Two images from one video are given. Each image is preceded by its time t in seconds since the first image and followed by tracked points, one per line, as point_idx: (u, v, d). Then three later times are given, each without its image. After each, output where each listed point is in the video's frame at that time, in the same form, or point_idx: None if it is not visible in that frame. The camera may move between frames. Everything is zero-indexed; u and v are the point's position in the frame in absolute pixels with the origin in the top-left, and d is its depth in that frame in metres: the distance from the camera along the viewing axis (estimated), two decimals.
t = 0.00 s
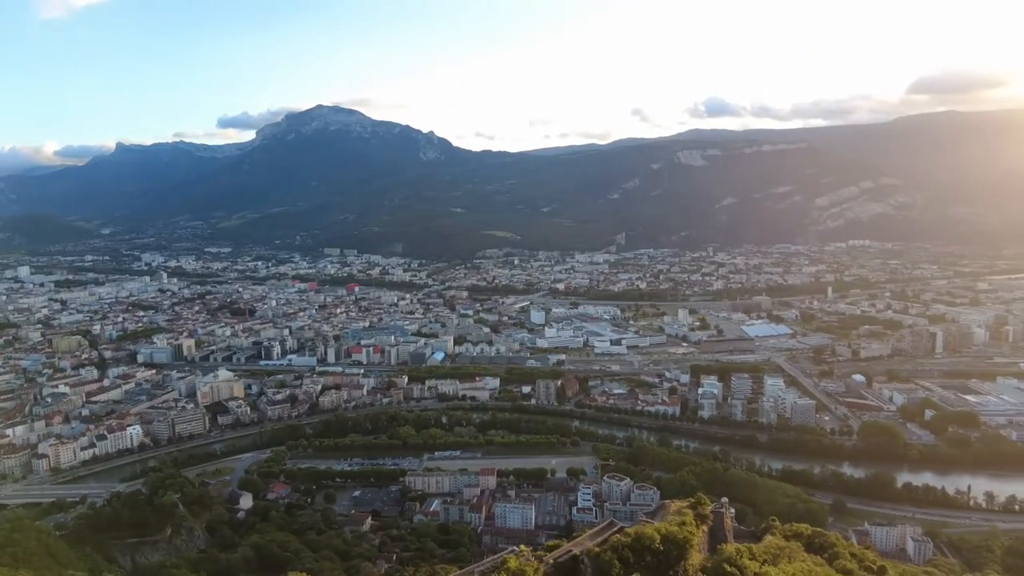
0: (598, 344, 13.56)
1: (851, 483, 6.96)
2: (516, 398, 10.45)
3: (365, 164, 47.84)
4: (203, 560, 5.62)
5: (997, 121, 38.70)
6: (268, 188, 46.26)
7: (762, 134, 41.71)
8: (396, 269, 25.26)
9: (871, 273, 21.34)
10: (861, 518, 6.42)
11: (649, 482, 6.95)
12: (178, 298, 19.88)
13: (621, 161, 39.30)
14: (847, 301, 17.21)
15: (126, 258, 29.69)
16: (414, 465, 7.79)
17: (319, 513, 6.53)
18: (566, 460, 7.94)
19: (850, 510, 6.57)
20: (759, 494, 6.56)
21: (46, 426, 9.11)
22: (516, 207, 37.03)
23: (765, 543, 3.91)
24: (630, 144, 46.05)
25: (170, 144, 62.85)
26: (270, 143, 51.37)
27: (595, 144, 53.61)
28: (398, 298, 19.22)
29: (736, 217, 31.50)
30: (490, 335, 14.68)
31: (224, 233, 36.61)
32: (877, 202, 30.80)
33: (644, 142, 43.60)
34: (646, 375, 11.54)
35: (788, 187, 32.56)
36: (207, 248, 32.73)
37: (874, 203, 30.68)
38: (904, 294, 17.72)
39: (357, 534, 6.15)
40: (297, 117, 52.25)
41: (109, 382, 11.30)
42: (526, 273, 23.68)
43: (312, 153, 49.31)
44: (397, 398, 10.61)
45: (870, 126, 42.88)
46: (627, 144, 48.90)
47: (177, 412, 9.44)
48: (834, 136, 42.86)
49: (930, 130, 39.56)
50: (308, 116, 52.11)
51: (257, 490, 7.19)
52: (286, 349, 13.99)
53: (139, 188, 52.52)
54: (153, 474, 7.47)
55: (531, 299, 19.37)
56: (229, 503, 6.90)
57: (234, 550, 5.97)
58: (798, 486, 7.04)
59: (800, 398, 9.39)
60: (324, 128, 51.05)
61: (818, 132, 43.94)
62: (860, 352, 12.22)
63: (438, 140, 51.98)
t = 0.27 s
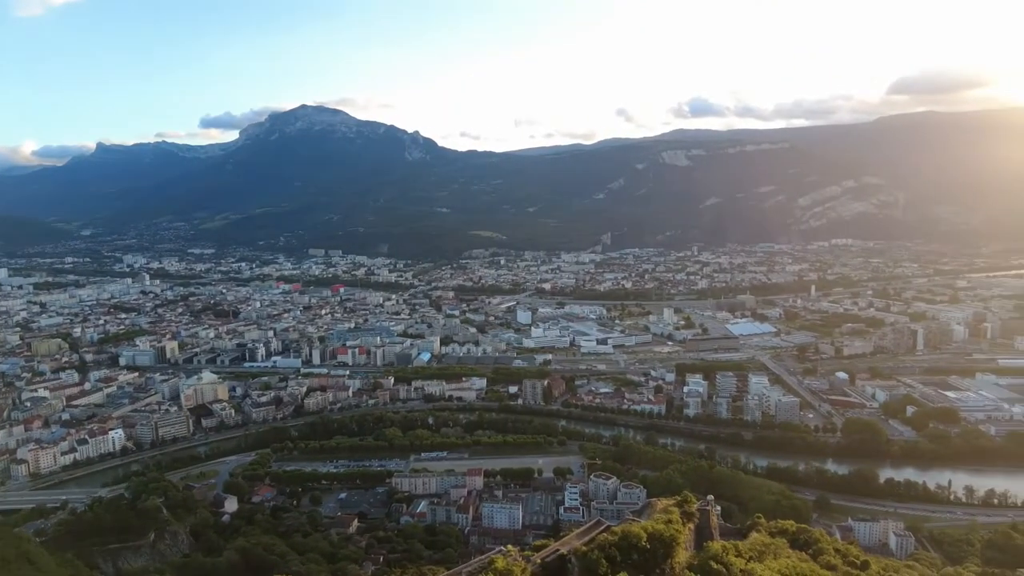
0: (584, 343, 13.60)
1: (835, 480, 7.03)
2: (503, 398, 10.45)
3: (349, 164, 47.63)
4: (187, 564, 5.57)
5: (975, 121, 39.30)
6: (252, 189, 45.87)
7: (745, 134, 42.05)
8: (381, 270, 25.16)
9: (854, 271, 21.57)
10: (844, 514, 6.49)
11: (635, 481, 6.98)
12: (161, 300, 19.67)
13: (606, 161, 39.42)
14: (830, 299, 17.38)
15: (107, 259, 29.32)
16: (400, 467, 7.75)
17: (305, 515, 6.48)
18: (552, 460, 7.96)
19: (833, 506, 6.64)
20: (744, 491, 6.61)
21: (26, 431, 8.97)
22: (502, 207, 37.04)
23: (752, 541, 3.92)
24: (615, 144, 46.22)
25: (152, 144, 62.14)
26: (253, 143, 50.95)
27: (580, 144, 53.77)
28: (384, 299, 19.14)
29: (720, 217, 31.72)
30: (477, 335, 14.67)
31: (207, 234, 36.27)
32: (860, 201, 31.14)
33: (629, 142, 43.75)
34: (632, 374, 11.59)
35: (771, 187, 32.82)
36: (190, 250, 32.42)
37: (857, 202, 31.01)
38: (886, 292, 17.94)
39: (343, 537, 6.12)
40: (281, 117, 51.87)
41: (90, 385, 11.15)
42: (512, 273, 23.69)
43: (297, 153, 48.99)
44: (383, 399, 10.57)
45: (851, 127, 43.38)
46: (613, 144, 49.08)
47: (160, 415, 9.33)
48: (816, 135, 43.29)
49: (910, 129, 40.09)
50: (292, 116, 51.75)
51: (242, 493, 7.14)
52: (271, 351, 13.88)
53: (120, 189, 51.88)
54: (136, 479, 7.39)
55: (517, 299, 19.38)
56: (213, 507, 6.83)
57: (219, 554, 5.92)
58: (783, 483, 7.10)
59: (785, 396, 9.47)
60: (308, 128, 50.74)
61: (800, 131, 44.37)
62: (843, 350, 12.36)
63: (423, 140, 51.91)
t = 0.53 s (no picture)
0: (569, 343, 13.64)
1: (817, 476, 7.11)
2: (488, 398, 10.44)
3: (332, 164, 47.35)
4: (169, 570, 5.51)
5: (952, 121, 39.94)
6: (233, 190, 45.45)
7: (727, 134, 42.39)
8: (365, 271, 25.05)
9: (834, 270, 21.84)
10: (826, 509, 6.57)
11: (620, 479, 7.01)
12: (141, 302, 19.42)
13: (590, 161, 39.55)
14: (811, 297, 17.59)
15: (85, 262, 28.88)
16: (385, 469, 7.71)
17: (290, 518, 6.43)
18: (538, 459, 7.96)
19: (816, 501, 6.71)
20: (728, 488, 6.66)
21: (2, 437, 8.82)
22: (486, 207, 37.03)
23: (736, 537, 3.96)
24: (598, 144, 46.39)
25: (131, 145, 61.31)
26: (235, 143, 50.45)
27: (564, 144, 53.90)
28: (368, 300, 19.05)
29: (703, 217, 31.95)
30: (462, 335, 14.65)
31: (188, 236, 35.87)
32: (840, 200, 31.51)
33: (612, 142, 43.94)
34: (617, 373, 11.63)
35: (752, 187, 33.12)
36: (170, 251, 32.02)
37: (837, 202, 31.38)
38: (866, 290, 18.19)
39: (328, 539, 6.08)
40: (262, 117, 51.42)
41: (68, 389, 10.98)
42: (496, 273, 23.69)
43: (278, 153, 48.59)
44: (367, 401, 10.51)
45: (830, 126, 43.92)
46: (596, 144, 49.24)
47: (141, 418, 9.22)
48: (796, 135, 43.76)
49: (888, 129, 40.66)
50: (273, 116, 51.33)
51: (225, 497, 7.07)
52: (254, 353, 13.76)
53: (98, 190, 51.14)
54: (117, 484, 7.29)
55: (502, 299, 19.38)
56: (196, 511, 6.76)
57: (202, 559, 5.86)
58: (766, 480, 7.16)
59: (767, 393, 9.57)
60: (290, 128, 50.35)
61: (781, 131, 44.81)
62: (824, 347, 12.51)
63: (407, 140, 51.75)
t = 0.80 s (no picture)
0: (555, 343, 13.66)
1: (800, 473, 7.18)
2: (474, 398, 10.44)
3: (316, 164, 47.05)
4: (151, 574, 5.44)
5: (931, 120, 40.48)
6: (216, 190, 45.01)
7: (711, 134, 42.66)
8: (350, 271, 24.93)
9: (816, 269, 22.07)
10: (810, 506, 6.63)
11: (606, 478, 7.03)
12: (122, 304, 19.17)
13: (575, 161, 39.63)
14: (794, 296, 17.78)
15: (65, 263, 28.43)
16: (371, 470, 7.68)
17: (275, 521, 6.39)
18: (524, 459, 7.97)
19: (800, 498, 6.78)
20: (713, 487, 6.70)
21: None
22: (471, 207, 36.99)
23: (721, 535, 3.99)
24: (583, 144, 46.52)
25: (111, 144, 60.47)
26: (217, 143, 49.94)
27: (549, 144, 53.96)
28: (353, 301, 18.95)
29: (687, 217, 32.15)
30: (447, 336, 14.62)
31: (170, 237, 35.44)
32: (822, 199, 31.83)
33: (597, 142, 44.04)
34: (603, 372, 11.68)
35: (736, 187, 33.37)
36: (152, 252, 31.64)
37: (819, 201, 31.71)
38: (847, 288, 18.41)
39: (314, 542, 6.04)
40: (245, 116, 50.95)
41: (47, 393, 10.81)
42: (482, 273, 23.68)
43: (262, 153, 48.18)
44: (353, 402, 10.44)
45: (812, 126, 44.36)
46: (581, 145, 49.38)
47: (123, 422, 9.11)
48: (778, 134, 44.15)
49: (869, 129, 41.12)
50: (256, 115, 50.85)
51: (208, 500, 7.00)
52: (237, 355, 13.64)
53: (77, 190, 50.40)
54: (98, 488, 7.19)
55: (488, 299, 19.38)
56: (179, 515, 6.67)
57: (185, 563, 5.80)
58: (750, 477, 7.22)
59: (751, 391, 9.65)
60: (273, 128, 49.95)
61: (763, 131, 45.19)
62: (806, 346, 12.65)
63: (391, 140, 51.58)
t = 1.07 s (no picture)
0: (540, 343, 13.68)
1: (784, 470, 7.25)
2: (459, 399, 10.43)
3: (299, 164, 46.73)
4: None
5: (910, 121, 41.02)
6: (198, 191, 44.55)
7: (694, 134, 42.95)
8: (334, 272, 24.79)
9: (798, 267, 22.31)
10: (793, 502, 6.70)
11: (592, 477, 7.05)
12: (101, 306, 18.90)
13: (559, 161, 39.70)
14: (777, 295, 17.96)
15: (42, 265, 27.98)
16: (356, 472, 7.63)
17: (259, 524, 6.33)
18: (509, 459, 7.97)
19: (784, 496, 6.84)
20: (698, 485, 6.75)
21: None
22: (455, 207, 36.94)
23: (706, 532, 4.02)
24: (568, 144, 46.64)
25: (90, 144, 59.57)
26: (198, 143, 49.38)
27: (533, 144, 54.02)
28: (337, 302, 18.83)
29: (671, 216, 32.34)
30: (432, 337, 14.58)
31: (150, 237, 35.00)
32: (803, 199, 32.15)
33: (581, 143, 44.16)
34: (588, 371, 11.71)
35: (719, 187, 33.61)
36: (132, 253, 31.25)
37: (800, 201, 32.04)
38: (829, 287, 18.63)
39: (299, 544, 6.00)
40: (226, 116, 50.22)
41: (25, 397, 10.63)
42: (467, 274, 23.65)
43: (244, 153, 47.74)
44: (337, 404, 10.38)
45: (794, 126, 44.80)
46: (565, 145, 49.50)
47: (103, 426, 8.98)
48: (761, 134, 44.54)
49: (849, 129, 41.62)
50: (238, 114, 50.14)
51: (191, 503, 6.92)
52: (219, 357, 13.49)
53: (55, 190, 49.60)
54: (77, 494, 7.09)
55: (473, 299, 19.36)
56: (162, 519, 6.59)
57: (168, 568, 5.73)
58: (735, 475, 7.28)
59: (734, 390, 9.73)
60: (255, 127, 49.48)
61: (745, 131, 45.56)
62: (789, 344, 12.77)
63: (375, 140, 51.36)
